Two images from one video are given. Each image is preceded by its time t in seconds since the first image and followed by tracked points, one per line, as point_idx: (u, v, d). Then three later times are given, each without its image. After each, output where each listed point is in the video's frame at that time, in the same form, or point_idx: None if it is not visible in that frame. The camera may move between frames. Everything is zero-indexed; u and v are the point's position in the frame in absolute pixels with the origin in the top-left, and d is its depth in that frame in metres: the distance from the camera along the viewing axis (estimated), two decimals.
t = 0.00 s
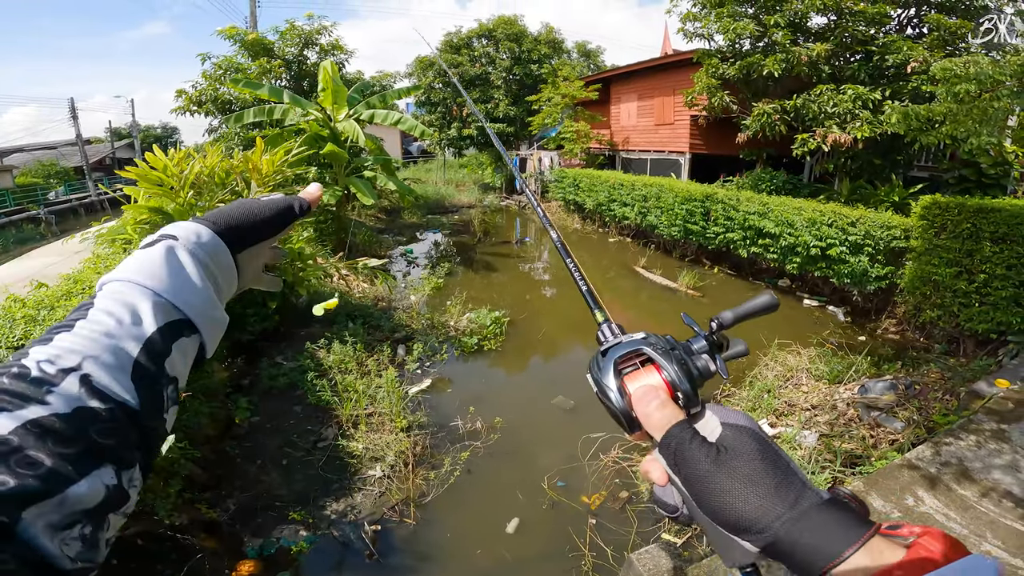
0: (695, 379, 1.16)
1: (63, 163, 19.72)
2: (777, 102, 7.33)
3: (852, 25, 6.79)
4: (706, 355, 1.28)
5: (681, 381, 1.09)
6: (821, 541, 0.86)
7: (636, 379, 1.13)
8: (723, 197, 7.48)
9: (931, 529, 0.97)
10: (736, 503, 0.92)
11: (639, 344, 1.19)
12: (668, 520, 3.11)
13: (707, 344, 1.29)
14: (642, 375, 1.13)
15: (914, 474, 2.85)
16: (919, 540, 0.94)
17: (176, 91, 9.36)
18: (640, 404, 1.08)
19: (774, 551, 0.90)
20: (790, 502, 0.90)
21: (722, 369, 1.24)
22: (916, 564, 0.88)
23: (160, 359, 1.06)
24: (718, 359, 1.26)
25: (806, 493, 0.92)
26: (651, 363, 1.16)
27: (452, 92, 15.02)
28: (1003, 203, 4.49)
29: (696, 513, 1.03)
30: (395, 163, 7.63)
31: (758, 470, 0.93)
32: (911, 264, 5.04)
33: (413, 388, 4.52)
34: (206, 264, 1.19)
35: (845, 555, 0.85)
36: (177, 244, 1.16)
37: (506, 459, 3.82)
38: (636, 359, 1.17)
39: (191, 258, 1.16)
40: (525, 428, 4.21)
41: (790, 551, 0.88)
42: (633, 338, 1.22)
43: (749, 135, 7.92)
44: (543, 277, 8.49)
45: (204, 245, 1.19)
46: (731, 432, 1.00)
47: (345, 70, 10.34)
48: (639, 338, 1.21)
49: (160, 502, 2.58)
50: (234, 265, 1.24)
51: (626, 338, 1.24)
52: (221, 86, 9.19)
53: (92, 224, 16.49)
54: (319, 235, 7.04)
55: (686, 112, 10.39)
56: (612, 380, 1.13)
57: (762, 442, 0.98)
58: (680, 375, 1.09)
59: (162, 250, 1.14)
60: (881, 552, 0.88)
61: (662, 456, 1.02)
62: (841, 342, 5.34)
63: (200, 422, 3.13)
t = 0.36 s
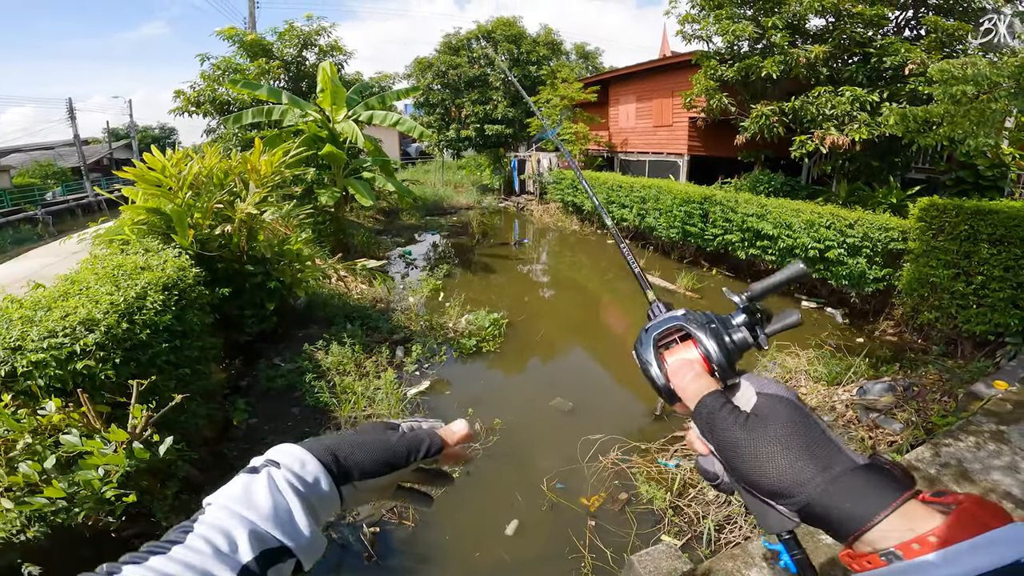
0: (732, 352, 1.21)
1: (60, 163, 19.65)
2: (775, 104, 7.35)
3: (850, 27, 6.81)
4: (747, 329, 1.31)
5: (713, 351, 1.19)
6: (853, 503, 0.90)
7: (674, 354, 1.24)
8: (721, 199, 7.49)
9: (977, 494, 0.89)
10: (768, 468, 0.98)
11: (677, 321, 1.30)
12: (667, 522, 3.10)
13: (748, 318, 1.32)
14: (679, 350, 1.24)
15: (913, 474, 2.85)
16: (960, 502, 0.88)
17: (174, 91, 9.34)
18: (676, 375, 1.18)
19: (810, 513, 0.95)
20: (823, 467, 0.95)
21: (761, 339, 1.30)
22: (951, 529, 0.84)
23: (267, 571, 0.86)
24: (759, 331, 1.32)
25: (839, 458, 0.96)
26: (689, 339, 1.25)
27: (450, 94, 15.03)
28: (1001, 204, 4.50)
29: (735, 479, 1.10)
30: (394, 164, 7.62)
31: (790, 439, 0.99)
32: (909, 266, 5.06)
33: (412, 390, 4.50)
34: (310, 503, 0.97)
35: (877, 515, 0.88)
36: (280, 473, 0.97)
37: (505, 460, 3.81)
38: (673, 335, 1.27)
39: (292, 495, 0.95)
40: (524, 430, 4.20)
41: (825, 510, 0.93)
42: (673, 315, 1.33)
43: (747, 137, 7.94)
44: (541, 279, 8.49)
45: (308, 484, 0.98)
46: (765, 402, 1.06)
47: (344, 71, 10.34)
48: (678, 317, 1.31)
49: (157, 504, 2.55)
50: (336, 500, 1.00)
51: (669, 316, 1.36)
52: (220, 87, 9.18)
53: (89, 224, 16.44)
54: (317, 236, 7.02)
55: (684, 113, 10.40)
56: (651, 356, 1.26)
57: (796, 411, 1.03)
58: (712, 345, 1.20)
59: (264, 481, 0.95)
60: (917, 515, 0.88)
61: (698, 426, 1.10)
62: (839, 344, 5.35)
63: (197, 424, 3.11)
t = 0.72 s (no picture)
0: (709, 417, 1.33)
1: (58, 164, 19.63)
2: (773, 106, 7.37)
3: (848, 29, 6.83)
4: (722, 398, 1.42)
5: (692, 419, 1.33)
6: (822, 529, 1.01)
7: (657, 423, 1.40)
8: (719, 201, 7.50)
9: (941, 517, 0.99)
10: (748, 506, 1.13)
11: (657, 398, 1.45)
12: (667, 523, 3.11)
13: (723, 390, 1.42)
14: (663, 419, 1.40)
15: (913, 475, 2.87)
16: (927, 527, 0.97)
17: (173, 92, 9.34)
18: (665, 441, 1.36)
19: (792, 544, 1.07)
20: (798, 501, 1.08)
21: (732, 402, 1.41)
22: (918, 550, 0.93)
23: None
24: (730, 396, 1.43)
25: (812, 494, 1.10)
26: (670, 410, 1.41)
27: (449, 95, 15.05)
28: (997, 206, 4.51)
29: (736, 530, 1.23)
30: (392, 166, 7.62)
31: (760, 481, 1.15)
32: (907, 267, 5.08)
33: (411, 391, 4.51)
34: None
35: (845, 539, 0.99)
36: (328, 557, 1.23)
37: (505, 462, 3.82)
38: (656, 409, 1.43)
39: None
40: (522, 432, 4.21)
41: (800, 541, 1.05)
42: (654, 392, 1.49)
43: (745, 139, 7.96)
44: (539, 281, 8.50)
45: (355, 567, 1.26)
46: (743, 450, 1.23)
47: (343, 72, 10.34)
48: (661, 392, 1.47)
49: (155, 505, 2.55)
50: None
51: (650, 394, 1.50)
52: (218, 88, 9.19)
53: (86, 225, 16.43)
54: (315, 238, 7.03)
55: (683, 115, 10.42)
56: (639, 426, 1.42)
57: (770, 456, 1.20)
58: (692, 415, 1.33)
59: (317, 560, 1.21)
60: (884, 541, 0.97)
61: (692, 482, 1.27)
62: (837, 345, 5.37)
63: (195, 426, 3.10)
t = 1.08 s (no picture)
0: (716, 384, 1.29)
1: (48, 166, 19.44)
2: (765, 108, 7.43)
3: (839, 32, 6.89)
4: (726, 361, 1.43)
5: (700, 384, 1.28)
6: (829, 517, 0.99)
7: (662, 386, 1.35)
8: (711, 203, 7.55)
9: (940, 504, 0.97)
10: (752, 484, 1.09)
11: (664, 356, 1.40)
12: (663, 524, 3.12)
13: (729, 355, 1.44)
14: (667, 383, 1.35)
15: (905, 474, 2.89)
16: (926, 514, 0.96)
17: (165, 94, 9.29)
18: (667, 404, 1.31)
19: (791, 526, 1.05)
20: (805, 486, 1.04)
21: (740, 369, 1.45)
22: (916, 537, 0.91)
23: None
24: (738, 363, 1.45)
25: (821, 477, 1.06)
26: (676, 373, 1.36)
27: (443, 98, 15.06)
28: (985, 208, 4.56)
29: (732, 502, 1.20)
30: (386, 168, 7.62)
31: (769, 460, 1.09)
32: (897, 268, 5.14)
33: (405, 393, 4.50)
34: (350, 543, 1.16)
35: (851, 528, 0.97)
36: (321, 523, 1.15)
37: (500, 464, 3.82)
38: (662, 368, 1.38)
39: (338, 535, 1.14)
40: (518, 434, 4.20)
41: (801, 524, 1.03)
42: (658, 352, 1.43)
43: (737, 141, 8.02)
44: (533, 283, 8.52)
45: (352, 528, 1.19)
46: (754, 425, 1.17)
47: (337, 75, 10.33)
48: (667, 351, 1.42)
49: (148, 509, 2.53)
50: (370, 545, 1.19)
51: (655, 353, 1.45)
52: (211, 90, 9.15)
53: (76, 228, 16.29)
54: (309, 240, 7.01)
55: (675, 118, 10.48)
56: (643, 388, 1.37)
57: (782, 434, 1.14)
58: (698, 378, 1.29)
59: (314, 525, 1.13)
60: (885, 528, 0.96)
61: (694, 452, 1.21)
62: (829, 346, 5.41)
63: (189, 429, 3.08)
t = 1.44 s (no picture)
0: (755, 317, 1.17)
1: (35, 169, 19.21)
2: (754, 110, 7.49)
3: (825, 33, 6.97)
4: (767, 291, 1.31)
5: (741, 318, 1.14)
6: (873, 476, 0.93)
7: (697, 315, 1.19)
8: (702, 204, 7.61)
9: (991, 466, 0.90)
10: (795, 434, 0.98)
11: (703, 282, 1.25)
12: (658, 523, 3.14)
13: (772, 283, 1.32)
14: (703, 314, 1.18)
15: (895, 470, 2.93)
16: (975, 475, 0.89)
17: (153, 97, 9.22)
18: (702, 336, 1.13)
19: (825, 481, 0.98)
20: (851, 442, 0.97)
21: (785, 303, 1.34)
22: (964, 499, 0.87)
23: (299, 533, 0.89)
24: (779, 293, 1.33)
25: (866, 433, 0.99)
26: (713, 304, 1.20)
27: (434, 100, 15.06)
28: (971, 207, 4.62)
29: (754, 441, 1.10)
30: (378, 171, 7.60)
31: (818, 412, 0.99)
32: (885, 267, 5.20)
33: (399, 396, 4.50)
34: (352, 431, 1.03)
35: (892, 488, 0.93)
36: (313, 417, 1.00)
37: (495, 465, 3.82)
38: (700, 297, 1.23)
39: (339, 424, 1.01)
40: (511, 435, 4.21)
41: (839, 481, 0.96)
42: (694, 281, 1.26)
43: (727, 142, 8.09)
44: (526, 285, 8.53)
45: (355, 413, 1.04)
46: (799, 371, 1.06)
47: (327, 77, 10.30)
48: (706, 277, 1.27)
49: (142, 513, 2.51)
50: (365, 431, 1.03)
51: (689, 280, 1.29)
52: (200, 93, 9.09)
53: (64, 232, 16.11)
54: (300, 243, 6.98)
55: (666, 119, 10.54)
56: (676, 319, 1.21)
57: (828, 383, 1.04)
58: (740, 307, 1.15)
59: (311, 413, 0.99)
60: (927, 489, 0.91)
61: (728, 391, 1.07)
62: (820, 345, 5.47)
63: (182, 433, 3.06)
